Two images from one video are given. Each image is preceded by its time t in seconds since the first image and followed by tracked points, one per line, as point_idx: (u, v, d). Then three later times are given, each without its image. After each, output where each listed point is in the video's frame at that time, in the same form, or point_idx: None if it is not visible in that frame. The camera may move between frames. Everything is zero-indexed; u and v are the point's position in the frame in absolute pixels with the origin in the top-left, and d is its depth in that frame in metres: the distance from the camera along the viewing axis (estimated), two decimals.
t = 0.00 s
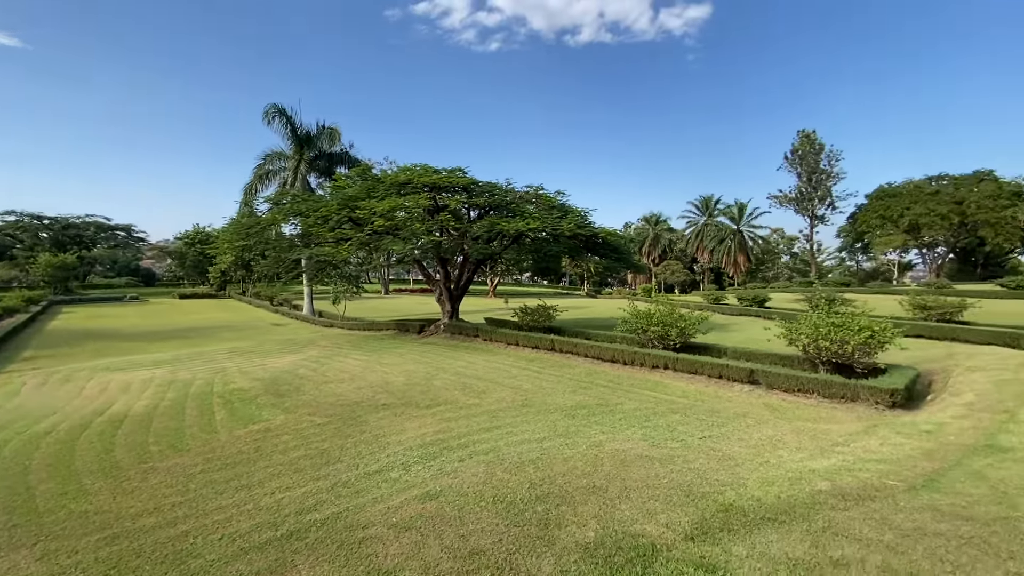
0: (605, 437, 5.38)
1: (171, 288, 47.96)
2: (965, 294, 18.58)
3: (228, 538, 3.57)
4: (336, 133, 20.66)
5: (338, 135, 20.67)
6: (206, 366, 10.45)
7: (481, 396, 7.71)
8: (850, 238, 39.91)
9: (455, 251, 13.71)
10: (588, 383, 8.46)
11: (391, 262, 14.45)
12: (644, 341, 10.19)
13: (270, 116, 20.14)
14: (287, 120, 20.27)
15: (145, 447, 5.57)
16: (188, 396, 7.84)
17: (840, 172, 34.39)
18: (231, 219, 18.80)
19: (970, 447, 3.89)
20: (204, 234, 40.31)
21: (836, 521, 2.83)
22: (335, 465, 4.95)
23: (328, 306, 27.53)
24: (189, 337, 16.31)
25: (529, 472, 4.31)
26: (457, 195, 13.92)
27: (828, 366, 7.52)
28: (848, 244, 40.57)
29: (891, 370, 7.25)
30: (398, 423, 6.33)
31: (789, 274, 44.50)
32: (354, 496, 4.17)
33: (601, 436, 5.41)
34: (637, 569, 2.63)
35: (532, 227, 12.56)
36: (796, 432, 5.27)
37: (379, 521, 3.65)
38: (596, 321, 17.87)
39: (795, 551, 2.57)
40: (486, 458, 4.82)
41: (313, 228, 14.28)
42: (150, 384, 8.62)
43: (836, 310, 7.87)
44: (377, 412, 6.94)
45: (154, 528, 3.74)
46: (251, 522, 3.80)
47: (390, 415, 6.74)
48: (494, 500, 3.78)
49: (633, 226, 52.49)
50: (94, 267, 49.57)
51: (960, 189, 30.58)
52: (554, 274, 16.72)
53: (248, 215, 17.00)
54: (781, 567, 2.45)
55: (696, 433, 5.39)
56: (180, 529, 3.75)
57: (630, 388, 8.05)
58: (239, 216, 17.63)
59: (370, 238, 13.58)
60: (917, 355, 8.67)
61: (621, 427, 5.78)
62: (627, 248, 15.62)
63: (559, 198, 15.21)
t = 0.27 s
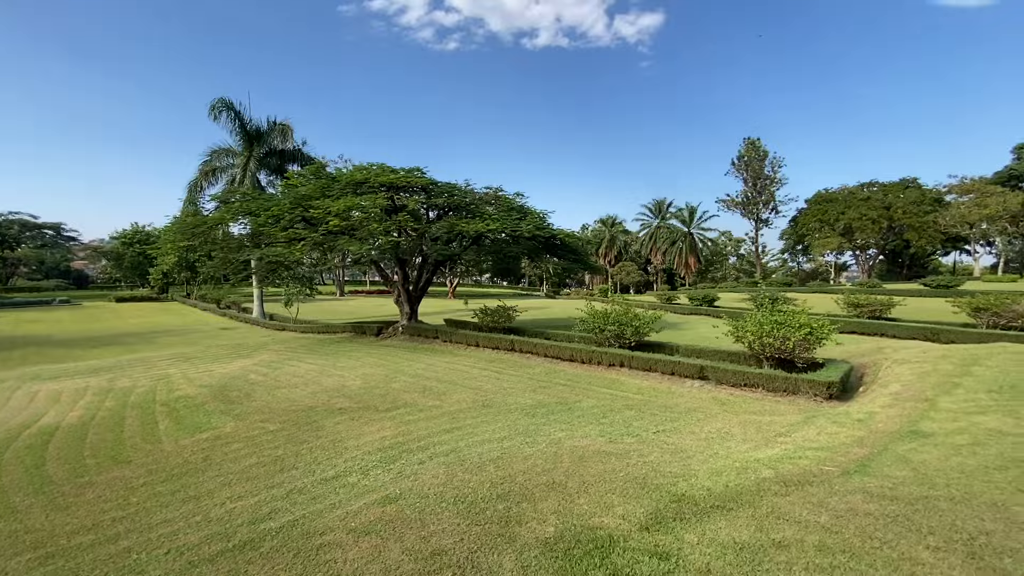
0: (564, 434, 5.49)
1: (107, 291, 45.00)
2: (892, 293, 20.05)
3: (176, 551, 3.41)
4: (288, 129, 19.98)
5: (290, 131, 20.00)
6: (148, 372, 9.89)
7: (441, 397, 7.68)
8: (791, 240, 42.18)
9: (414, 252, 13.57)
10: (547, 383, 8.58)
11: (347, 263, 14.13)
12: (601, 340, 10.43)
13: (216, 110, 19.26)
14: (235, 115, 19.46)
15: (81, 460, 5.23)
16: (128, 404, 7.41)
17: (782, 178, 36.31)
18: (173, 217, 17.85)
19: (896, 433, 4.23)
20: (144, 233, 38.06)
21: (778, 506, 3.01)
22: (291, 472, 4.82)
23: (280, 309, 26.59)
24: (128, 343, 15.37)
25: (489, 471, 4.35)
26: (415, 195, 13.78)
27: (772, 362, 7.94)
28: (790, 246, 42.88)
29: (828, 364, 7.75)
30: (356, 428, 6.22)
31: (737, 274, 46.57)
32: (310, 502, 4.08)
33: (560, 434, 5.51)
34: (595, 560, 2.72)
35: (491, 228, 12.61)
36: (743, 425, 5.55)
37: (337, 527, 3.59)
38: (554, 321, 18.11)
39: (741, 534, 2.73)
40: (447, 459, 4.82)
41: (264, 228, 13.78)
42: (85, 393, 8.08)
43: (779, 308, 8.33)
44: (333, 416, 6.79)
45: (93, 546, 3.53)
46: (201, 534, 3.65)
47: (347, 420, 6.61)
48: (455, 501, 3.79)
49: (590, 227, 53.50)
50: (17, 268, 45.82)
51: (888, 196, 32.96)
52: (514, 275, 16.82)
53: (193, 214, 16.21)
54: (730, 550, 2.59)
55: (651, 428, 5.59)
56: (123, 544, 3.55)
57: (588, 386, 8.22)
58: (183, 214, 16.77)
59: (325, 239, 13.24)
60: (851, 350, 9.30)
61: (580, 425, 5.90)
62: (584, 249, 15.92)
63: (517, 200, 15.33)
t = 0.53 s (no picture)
0: (524, 432, 5.55)
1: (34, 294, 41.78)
2: (830, 292, 21.33)
3: (117, 568, 3.24)
4: (237, 124, 19.17)
5: (240, 126, 19.20)
6: (83, 380, 9.27)
7: (400, 400, 7.59)
8: (740, 242, 44.11)
9: (371, 252, 13.34)
10: (507, 382, 8.64)
11: (301, 264, 13.72)
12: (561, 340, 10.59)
13: (159, 102, 18.26)
14: (179, 108, 18.51)
15: (7, 476, 4.86)
16: (61, 415, 6.93)
17: (731, 183, 37.91)
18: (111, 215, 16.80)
19: (832, 423, 4.53)
20: (77, 231, 35.62)
21: (725, 495, 3.17)
22: (242, 480, 4.66)
23: (229, 311, 25.48)
24: (59, 350, 14.34)
25: (449, 471, 4.35)
26: (372, 194, 13.53)
27: (721, 358, 8.30)
28: (739, 247, 44.84)
29: (773, 360, 8.18)
30: (312, 433, 6.07)
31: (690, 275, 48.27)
32: (264, 510, 3.96)
33: (520, 432, 5.58)
34: (554, 554, 2.77)
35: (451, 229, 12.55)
36: (694, 419, 5.78)
37: (293, 534, 3.51)
38: (514, 321, 18.20)
39: (691, 522, 2.86)
40: (406, 462, 4.79)
41: (212, 227, 13.19)
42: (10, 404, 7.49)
43: (728, 306, 8.72)
44: (288, 421, 6.59)
45: (22, 568, 3.30)
46: (145, 548, 3.48)
47: (302, 425, 6.43)
48: (415, 502, 3.77)
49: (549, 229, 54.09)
50: None
51: (826, 201, 35.03)
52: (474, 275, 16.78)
53: (133, 211, 15.31)
54: (680, 538, 2.71)
55: (607, 425, 5.73)
56: (57, 564, 3.34)
57: (547, 385, 8.34)
58: (121, 212, 15.81)
59: (278, 238, 12.80)
60: (793, 346, 9.85)
61: (539, 423, 5.98)
62: (544, 250, 16.07)
63: (477, 201, 15.33)
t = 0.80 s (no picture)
0: (484, 433, 5.58)
1: None
2: (776, 291, 22.43)
3: None
4: (184, 118, 18.27)
5: (187, 121, 18.31)
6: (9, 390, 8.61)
7: (359, 403, 7.47)
8: (693, 244, 45.68)
9: (328, 253, 13.04)
10: (468, 383, 8.66)
11: (253, 265, 13.24)
12: (521, 340, 10.69)
13: (95, 93, 17.19)
14: (119, 100, 17.49)
15: None
16: None
17: (685, 186, 39.21)
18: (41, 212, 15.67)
19: (775, 415, 4.79)
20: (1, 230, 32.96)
21: (675, 486, 3.31)
22: (190, 490, 4.48)
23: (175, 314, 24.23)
24: None
25: (408, 473, 4.33)
26: (329, 193, 13.22)
27: (674, 355, 8.62)
28: (692, 249, 46.41)
29: (722, 357, 8.55)
30: (265, 439, 5.89)
31: (647, 275, 49.59)
32: (214, 520, 3.82)
33: (480, 432, 5.60)
34: (512, 550, 2.83)
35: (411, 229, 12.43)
36: (649, 415, 5.98)
37: (245, 543, 3.41)
38: (475, 322, 18.19)
39: (643, 513, 2.97)
40: (364, 465, 4.72)
41: (155, 226, 12.54)
42: None
43: (681, 305, 9.06)
44: (239, 428, 6.36)
45: None
46: (82, 565, 3.30)
47: (255, 431, 6.23)
48: (373, 506, 3.74)
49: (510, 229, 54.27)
50: None
51: (773, 205, 36.79)
52: (434, 276, 16.66)
53: (67, 209, 14.34)
54: (632, 528, 2.81)
55: (566, 422, 5.85)
56: None
57: (507, 385, 8.39)
58: (52, 209, 14.78)
59: (228, 238, 12.30)
60: (742, 343, 10.31)
61: (499, 423, 6.03)
62: (505, 251, 16.15)
63: (437, 201, 15.23)
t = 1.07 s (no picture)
0: (444, 434, 5.59)
1: None
2: (728, 292, 23.37)
3: None
4: (126, 112, 17.29)
5: (129, 115, 17.34)
6: None
7: (315, 408, 7.30)
8: (651, 246, 46.92)
9: (283, 254, 12.70)
10: (428, 385, 8.62)
11: (203, 266, 12.71)
12: (482, 341, 10.72)
13: (26, 82, 16.05)
14: (53, 91, 16.40)
15: None
16: None
17: (643, 190, 40.23)
18: None
19: (723, 409, 5.03)
20: None
21: (627, 479, 3.44)
22: (134, 502, 4.28)
23: (116, 319, 22.90)
24: None
25: (366, 477, 4.29)
26: (284, 193, 12.84)
27: (631, 354, 8.87)
28: (650, 251, 47.65)
29: (676, 355, 8.86)
30: (216, 447, 5.68)
31: (607, 277, 50.57)
32: (159, 533, 3.67)
33: (440, 434, 5.60)
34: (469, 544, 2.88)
35: (370, 230, 12.24)
36: (606, 412, 6.15)
37: (193, 554, 3.30)
38: (437, 324, 18.07)
39: (597, 506, 3.08)
40: (321, 471, 4.64)
41: (94, 225, 11.84)
42: None
43: (637, 306, 9.33)
44: (187, 437, 6.11)
45: None
46: None
47: (205, 439, 6.00)
48: (329, 511, 3.69)
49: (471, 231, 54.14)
50: None
51: (725, 208, 38.28)
52: (395, 278, 16.44)
53: None
54: (585, 521, 2.91)
55: (525, 422, 5.93)
56: None
57: (468, 386, 8.41)
58: None
59: (175, 239, 11.76)
60: (695, 341, 10.71)
61: (460, 424, 6.04)
62: (466, 252, 16.12)
63: (398, 202, 15.05)
